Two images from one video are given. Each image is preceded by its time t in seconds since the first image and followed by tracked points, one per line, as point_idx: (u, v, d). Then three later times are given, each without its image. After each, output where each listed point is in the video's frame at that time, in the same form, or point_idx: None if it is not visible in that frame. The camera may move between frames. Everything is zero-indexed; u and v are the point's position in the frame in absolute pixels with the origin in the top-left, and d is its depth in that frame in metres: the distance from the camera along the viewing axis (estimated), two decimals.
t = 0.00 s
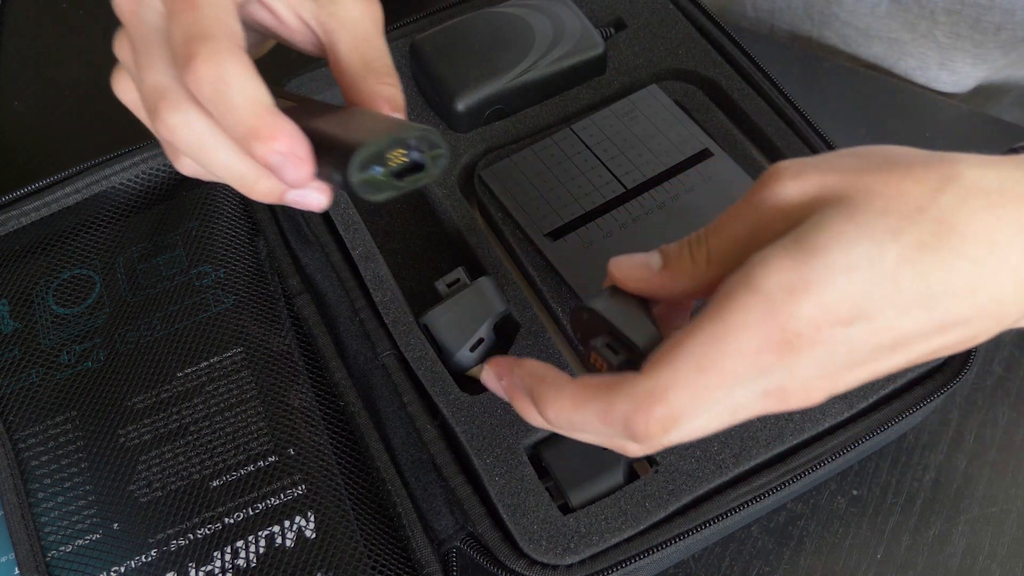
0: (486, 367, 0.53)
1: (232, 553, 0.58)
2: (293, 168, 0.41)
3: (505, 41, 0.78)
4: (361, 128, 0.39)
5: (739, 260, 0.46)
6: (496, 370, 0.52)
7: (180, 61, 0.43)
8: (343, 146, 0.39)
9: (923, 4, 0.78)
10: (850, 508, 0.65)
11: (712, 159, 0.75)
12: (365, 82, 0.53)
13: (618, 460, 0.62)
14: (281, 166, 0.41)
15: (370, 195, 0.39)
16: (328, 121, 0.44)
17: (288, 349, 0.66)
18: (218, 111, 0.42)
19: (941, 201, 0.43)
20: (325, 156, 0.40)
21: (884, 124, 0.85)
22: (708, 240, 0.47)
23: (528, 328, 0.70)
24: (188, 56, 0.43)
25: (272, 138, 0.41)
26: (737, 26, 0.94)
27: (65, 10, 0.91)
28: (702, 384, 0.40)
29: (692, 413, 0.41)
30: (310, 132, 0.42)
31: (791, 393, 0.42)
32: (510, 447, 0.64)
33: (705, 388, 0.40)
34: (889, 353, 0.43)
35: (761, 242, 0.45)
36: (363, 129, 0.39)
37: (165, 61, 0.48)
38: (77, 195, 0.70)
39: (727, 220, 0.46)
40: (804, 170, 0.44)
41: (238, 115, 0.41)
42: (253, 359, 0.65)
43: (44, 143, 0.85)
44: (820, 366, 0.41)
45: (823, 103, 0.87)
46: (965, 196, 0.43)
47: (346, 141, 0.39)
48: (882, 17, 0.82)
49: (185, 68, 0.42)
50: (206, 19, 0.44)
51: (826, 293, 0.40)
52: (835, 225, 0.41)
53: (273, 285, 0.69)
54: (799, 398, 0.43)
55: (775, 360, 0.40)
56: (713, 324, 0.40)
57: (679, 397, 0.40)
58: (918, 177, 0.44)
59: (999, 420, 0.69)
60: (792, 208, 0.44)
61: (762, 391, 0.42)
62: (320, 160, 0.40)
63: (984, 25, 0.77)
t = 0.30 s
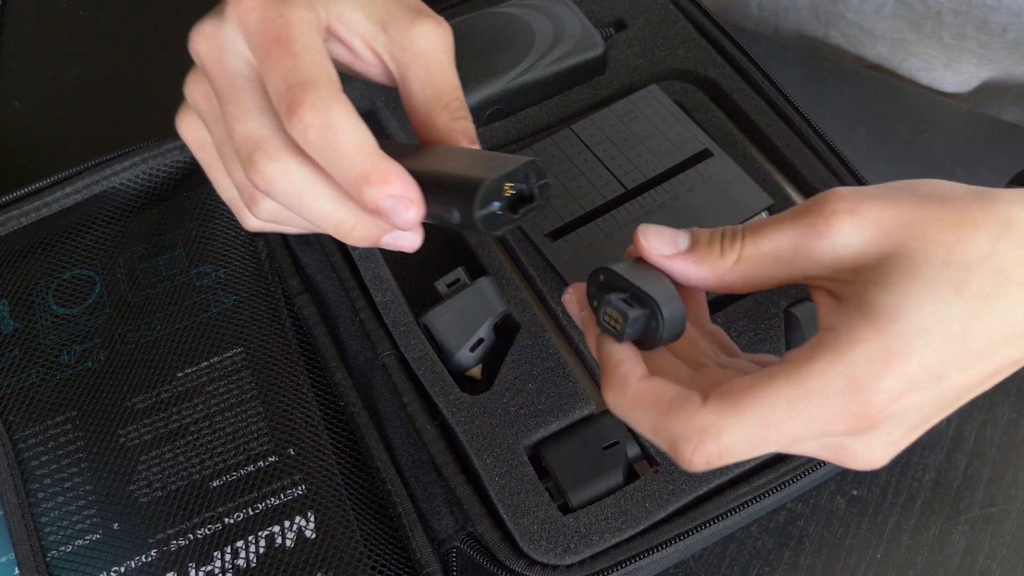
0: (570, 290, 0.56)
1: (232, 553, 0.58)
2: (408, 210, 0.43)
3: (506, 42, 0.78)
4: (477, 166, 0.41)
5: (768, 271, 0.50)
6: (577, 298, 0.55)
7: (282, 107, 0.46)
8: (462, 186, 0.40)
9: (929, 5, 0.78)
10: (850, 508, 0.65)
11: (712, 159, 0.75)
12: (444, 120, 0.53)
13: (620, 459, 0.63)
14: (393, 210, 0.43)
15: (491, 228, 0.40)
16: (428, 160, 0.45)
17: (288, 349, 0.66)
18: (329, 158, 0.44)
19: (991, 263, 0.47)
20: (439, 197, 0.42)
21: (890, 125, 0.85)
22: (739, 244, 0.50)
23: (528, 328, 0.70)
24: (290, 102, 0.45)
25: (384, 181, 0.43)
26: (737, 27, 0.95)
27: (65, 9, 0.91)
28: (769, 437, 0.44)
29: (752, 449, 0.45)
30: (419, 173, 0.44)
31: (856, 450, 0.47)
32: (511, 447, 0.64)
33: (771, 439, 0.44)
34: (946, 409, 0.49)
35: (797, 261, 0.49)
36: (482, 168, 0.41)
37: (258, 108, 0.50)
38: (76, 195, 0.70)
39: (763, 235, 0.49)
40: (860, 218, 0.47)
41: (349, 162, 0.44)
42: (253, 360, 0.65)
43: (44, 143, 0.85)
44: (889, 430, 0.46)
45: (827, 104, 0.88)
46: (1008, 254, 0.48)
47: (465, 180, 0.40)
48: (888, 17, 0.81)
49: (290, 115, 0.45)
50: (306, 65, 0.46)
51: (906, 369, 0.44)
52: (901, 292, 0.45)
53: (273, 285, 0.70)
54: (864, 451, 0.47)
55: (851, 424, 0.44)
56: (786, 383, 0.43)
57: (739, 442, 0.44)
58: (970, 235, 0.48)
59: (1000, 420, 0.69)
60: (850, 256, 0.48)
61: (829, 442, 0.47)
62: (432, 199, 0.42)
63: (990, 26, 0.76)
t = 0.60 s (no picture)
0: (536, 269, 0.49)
1: (232, 553, 0.58)
2: (434, 206, 0.46)
3: (507, 41, 0.78)
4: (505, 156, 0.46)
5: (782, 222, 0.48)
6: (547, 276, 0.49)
7: (301, 110, 0.46)
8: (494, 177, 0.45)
9: (932, 5, 0.80)
10: (850, 508, 0.65)
11: (712, 159, 0.75)
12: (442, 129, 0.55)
13: (619, 459, 0.63)
14: (421, 204, 0.46)
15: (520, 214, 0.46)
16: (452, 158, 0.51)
17: (288, 349, 0.66)
18: (356, 158, 0.46)
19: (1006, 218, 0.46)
20: (467, 189, 0.46)
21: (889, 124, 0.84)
22: (745, 201, 0.48)
23: (528, 328, 0.70)
24: (310, 104, 0.46)
25: (412, 178, 0.46)
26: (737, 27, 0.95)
27: (65, 10, 0.91)
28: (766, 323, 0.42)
29: (747, 347, 0.43)
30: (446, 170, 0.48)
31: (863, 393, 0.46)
32: (511, 447, 0.64)
33: (766, 343, 0.42)
34: (951, 362, 0.48)
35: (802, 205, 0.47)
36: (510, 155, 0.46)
37: (273, 118, 0.51)
38: (77, 195, 0.70)
39: (770, 186, 0.47)
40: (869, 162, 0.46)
41: (373, 160, 0.46)
42: (254, 360, 0.65)
43: (43, 143, 0.85)
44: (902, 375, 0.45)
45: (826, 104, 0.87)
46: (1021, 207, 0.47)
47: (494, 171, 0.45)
48: (891, 17, 0.82)
49: (312, 117, 0.45)
50: (326, 69, 0.47)
51: (919, 308, 0.43)
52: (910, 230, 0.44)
53: (273, 285, 0.70)
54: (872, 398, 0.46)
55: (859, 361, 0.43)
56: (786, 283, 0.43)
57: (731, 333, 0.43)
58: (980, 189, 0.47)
59: (999, 420, 0.69)
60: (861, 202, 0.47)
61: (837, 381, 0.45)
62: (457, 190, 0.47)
63: (993, 26, 0.78)
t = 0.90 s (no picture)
0: (554, 273, 0.51)
1: (232, 553, 0.58)
2: (441, 216, 0.46)
3: (507, 41, 0.78)
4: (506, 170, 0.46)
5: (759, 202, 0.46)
6: (561, 277, 0.50)
7: (313, 122, 0.47)
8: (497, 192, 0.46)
9: (931, 7, 0.80)
10: (850, 508, 0.65)
11: (712, 158, 0.75)
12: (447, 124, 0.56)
13: (619, 459, 0.63)
14: (428, 214, 0.46)
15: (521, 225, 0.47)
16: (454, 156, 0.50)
17: (288, 349, 0.66)
18: (364, 167, 0.46)
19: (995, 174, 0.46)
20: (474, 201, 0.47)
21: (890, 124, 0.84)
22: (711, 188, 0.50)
23: (528, 328, 0.70)
24: (321, 116, 0.46)
25: (419, 189, 0.45)
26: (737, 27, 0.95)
27: (65, 9, 0.91)
28: (768, 323, 0.41)
29: (758, 365, 0.43)
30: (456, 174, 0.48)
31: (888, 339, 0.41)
32: (511, 447, 0.64)
33: (783, 354, 0.41)
34: (959, 337, 0.46)
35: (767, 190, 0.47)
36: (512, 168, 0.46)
37: (283, 126, 0.51)
38: (79, 196, 0.70)
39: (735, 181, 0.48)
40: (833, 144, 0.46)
41: (382, 169, 0.46)
42: (253, 360, 0.65)
43: (43, 143, 0.85)
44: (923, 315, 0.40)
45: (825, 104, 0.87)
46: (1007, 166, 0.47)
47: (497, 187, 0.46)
48: (890, 19, 0.83)
49: (323, 127, 0.46)
50: (335, 79, 0.47)
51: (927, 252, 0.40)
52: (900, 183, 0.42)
53: (273, 285, 0.69)
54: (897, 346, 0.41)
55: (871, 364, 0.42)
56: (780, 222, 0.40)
57: (742, 345, 0.42)
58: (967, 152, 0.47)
59: (999, 420, 0.69)
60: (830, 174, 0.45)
61: (859, 326, 0.40)
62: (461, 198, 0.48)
63: (994, 27, 0.78)
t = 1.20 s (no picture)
0: (553, 285, 0.48)
1: (232, 553, 0.58)
2: (438, 230, 0.45)
3: (507, 41, 0.78)
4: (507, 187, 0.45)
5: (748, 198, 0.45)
6: (563, 285, 0.48)
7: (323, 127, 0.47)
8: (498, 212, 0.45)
9: (928, 9, 0.81)
10: (850, 508, 0.65)
11: (712, 159, 0.75)
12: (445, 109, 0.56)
13: (619, 460, 0.63)
14: (424, 226, 0.45)
15: (523, 241, 0.48)
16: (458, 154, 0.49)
17: (288, 349, 0.66)
18: (371, 175, 0.46)
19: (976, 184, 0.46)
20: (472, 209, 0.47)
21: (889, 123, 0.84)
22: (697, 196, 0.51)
23: (528, 328, 0.70)
24: (331, 123, 0.46)
25: (418, 200, 0.45)
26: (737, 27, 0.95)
27: (65, 10, 0.91)
28: (794, 312, 0.41)
29: (796, 356, 0.42)
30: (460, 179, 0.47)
31: (912, 309, 0.41)
32: (511, 447, 0.64)
33: (821, 338, 0.41)
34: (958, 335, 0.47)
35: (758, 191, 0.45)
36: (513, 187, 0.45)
37: (290, 128, 0.51)
38: (78, 195, 0.70)
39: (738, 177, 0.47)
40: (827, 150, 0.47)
41: (387, 178, 0.46)
42: (253, 360, 0.65)
43: (43, 143, 0.85)
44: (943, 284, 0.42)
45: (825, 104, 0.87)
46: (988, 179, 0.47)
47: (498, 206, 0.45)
48: (887, 22, 0.83)
49: (335, 134, 0.46)
50: (345, 86, 0.47)
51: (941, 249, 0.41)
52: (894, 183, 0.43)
53: (273, 285, 0.69)
54: (921, 318, 0.41)
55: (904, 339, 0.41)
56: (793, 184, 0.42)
57: (771, 334, 0.41)
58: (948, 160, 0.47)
59: (999, 420, 0.69)
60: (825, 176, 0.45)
61: (883, 292, 0.40)
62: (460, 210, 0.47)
63: (992, 26, 0.78)
